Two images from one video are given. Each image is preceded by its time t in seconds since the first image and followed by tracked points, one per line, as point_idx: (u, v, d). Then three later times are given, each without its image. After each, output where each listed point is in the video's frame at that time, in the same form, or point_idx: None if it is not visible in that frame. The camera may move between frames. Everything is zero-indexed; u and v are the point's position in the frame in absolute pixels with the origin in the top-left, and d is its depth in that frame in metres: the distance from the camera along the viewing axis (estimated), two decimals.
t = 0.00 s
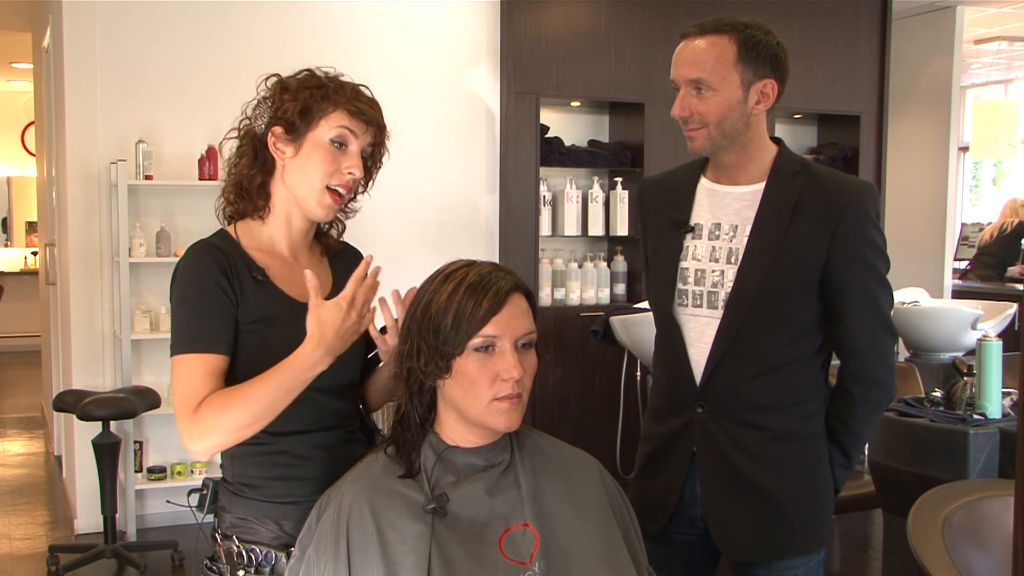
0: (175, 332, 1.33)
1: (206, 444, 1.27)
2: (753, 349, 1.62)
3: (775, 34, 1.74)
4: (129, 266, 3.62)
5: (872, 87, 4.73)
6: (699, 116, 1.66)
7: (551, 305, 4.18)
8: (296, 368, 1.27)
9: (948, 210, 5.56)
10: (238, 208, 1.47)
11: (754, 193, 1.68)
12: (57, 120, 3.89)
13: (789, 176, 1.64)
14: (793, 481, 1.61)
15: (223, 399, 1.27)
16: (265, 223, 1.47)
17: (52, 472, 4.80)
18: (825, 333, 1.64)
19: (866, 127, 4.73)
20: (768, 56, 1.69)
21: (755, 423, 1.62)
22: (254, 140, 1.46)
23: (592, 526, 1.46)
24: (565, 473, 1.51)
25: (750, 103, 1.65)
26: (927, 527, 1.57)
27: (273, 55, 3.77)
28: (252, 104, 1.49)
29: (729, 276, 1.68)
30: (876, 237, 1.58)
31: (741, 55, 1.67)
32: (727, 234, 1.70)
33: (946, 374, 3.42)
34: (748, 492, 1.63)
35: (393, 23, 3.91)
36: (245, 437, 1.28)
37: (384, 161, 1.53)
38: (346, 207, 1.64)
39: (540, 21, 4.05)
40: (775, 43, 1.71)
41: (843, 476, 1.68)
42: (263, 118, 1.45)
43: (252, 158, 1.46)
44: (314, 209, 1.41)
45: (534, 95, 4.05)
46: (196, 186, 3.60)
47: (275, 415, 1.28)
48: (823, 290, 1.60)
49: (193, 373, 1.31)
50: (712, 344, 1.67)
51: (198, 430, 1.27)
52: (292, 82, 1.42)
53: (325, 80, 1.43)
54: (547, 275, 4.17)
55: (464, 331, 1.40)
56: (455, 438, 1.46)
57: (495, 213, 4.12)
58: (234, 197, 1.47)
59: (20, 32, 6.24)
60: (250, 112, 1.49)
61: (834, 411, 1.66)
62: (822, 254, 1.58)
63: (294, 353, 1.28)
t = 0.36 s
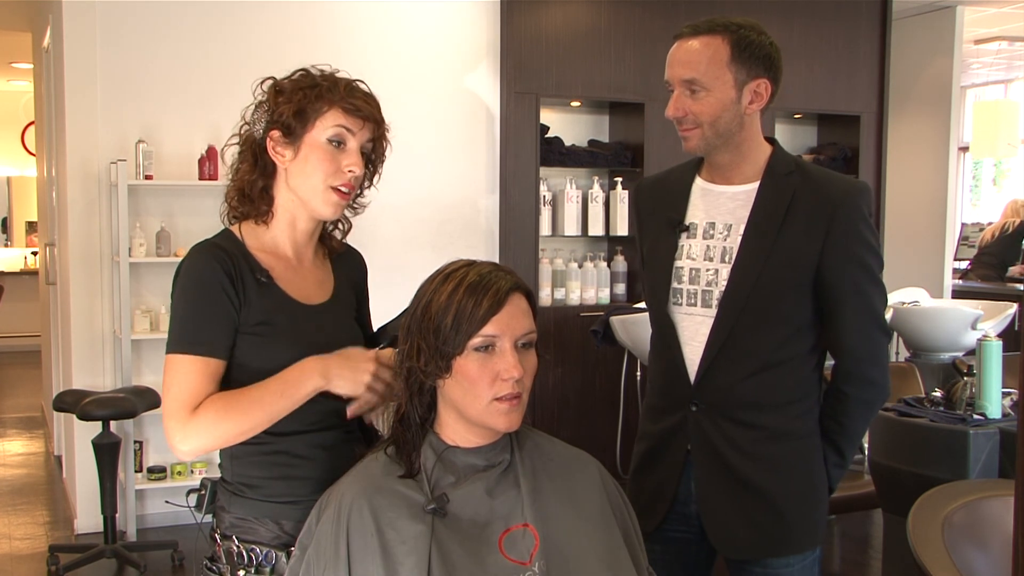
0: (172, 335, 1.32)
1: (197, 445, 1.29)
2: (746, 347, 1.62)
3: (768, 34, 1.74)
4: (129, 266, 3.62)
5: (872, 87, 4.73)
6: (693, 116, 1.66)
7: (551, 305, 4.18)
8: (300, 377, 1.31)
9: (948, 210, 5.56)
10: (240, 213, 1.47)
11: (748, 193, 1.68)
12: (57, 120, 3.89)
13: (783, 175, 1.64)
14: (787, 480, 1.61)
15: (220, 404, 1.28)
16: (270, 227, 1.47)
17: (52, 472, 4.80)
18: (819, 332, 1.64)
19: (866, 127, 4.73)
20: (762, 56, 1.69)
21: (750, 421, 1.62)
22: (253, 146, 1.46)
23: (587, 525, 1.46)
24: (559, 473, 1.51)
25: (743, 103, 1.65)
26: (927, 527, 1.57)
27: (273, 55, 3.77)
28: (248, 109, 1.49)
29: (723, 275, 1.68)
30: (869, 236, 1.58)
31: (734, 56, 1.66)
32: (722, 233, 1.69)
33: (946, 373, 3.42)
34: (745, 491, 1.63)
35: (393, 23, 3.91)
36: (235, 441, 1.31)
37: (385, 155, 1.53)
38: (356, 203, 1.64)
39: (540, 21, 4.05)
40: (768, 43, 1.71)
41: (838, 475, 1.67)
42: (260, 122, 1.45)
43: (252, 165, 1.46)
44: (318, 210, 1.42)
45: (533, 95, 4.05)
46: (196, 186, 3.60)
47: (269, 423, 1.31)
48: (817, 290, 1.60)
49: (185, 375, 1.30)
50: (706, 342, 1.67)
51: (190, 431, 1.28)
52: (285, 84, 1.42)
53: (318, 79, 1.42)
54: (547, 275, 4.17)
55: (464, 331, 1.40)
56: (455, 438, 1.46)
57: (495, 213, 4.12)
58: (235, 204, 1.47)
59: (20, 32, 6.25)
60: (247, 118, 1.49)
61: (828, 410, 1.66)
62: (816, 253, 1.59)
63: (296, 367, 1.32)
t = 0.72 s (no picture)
0: (163, 334, 1.33)
1: (173, 443, 1.32)
2: (742, 346, 1.62)
3: (762, 34, 1.74)
4: (129, 266, 3.62)
5: (872, 87, 4.73)
6: (688, 117, 1.66)
7: (551, 305, 4.18)
8: (280, 398, 1.32)
9: (948, 210, 5.56)
10: (244, 214, 1.48)
11: (744, 192, 1.68)
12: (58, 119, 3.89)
13: (779, 174, 1.64)
14: (784, 480, 1.61)
15: (201, 410, 1.31)
16: (273, 229, 1.48)
17: (52, 472, 4.80)
18: (815, 332, 1.64)
19: (866, 127, 4.73)
20: (756, 56, 1.69)
21: (746, 421, 1.62)
22: (260, 146, 1.47)
23: (584, 524, 1.46)
24: (556, 473, 1.51)
25: (738, 103, 1.65)
26: (927, 527, 1.57)
27: (272, 55, 3.77)
28: (258, 109, 1.49)
29: (719, 274, 1.67)
30: (865, 236, 1.58)
31: (728, 56, 1.66)
32: (717, 232, 1.69)
33: (947, 374, 3.36)
34: (742, 492, 1.63)
35: (393, 23, 3.91)
36: (210, 445, 1.33)
37: (394, 158, 1.52)
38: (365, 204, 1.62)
39: (540, 21, 4.05)
40: (762, 43, 1.71)
41: (835, 475, 1.67)
42: (267, 123, 1.45)
43: (257, 165, 1.47)
44: (321, 213, 1.42)
45: (533, 95, 4.05)
46: (196, 186, 3.60)
47: (248, 433, 1.33)
48: (814, 289, 1.60)
49: (173, 376, 1.32)
50: (703, 342, 1.67)
51: (168, 430, 1.31)
52: (293, 85, 1.41)
53: (326, 82, 1.42)
54: (547, 275, 4.17)
55: (464, 331, 1.39)
56: (455, 438, 1.46)
57: (495, 213, 4.12)
58: (240, 204, 1.48)
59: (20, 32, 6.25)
60: (257, 117, 1.49)
61: (825, 410, 1.66)
62: (812, 252, 1.59)
63: (283, 384, 1.33)
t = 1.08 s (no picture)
0: (166, 334, 1.33)
1: (178, 444, 1.32)
2: (741, 346, 1.62)
3: (761, 34, 1.73)
4: (130, 266, 3.62)
5: (872, 87, 4.73)
6: (687, 117, 1.66)
7: (551, 305, 4.18)
8: (282, 396, 1.32)
9: (949, 210, 5.56)
10: (247, 214, 1.48)
11: (742, 192, 1.68)
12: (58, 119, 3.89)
13: (778, 174, 1.64)
14: (784, 480, 1.61)
15: (205, 409, 1.31)
16: (275, 230, 1.48)
17: (53, 472, 4.80)
18: (815, 331, 1.64)
19: (866, 127, 4.73)
20: (754, 56, 1.69)
21: (746, 421, 1.62)
22: (263, 146, 1.46)
23: (584, 524, 1.46)
24: (556, 473, 1.51)
25: (736, 103, 1.65)
26: (927, 527, 1.57)
27: (272, 55, 3.77)
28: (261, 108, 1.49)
29: (718, 274, 1.67)
30: (864, 235, 1.58)
31: (726, 56, 1.66)
32: (716, 232, 1.69)
33: (947, 373, 3.36)
34: (742, 491, 1.63)
35: (393, 23, 3.91)
36: (216, 445, 1.33)
37: (398, 159, 1.51)
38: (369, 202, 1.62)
39: (540, 21, 4.05)
40: (760, 43, 1.71)
41: (835, 475, 1.67)
42: (270, 123, 1.45)
43: (259, 166, 1.47)
44: (322, 217, 1.42)
45: (533, 95, 4.05)
46: (195, 186, 3.60)
47: (253, 432, 1.33)
48: (813, 289, 1.60)
49: (176, 377, 1.32)
50: (702, 341, 1.67)
51: (173, 430, 1.31)
52: (296, 87, 1.41)
53: (328, 84, 1.41)
54: (547, 275, 4.17)
55: (464, 331, 1.40)
56: (455, 438, 1.46)
57: (495, 213, 4.12)
58: (243, 204, 1.48)
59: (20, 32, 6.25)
60: (260, 116, 1.49)
61: (825, 409, 1.66)
62: (811, 251, 1.59)
63: (286, 381, 1.33)
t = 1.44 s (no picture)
0: (170, 335, 1.33)
1: (184, 445, 1.31)
2: (742, 346, 1.62)
3: (762, 33, 1.73)
4: (130, 266, 3.62)
5: (872, 87, 4.73)
6: (687, 118, 1.66)
7: (551, 305, 4.18)
8: (287, 393, 1.31)
9: (949, 210, 5.56)
10: (246, 215, 1.48)
11: (742, 192, 1.68)
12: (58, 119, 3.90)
13: (778, 174, 1.64)
14: (783, 480, 1.61)
15: (211, 408, 1.31)
16: (276, 230, 1.48)
17: (52, 472, 4.80)
18: (815, 331, 1.64)
19: (866, 127, 4.73)
20: (754, 56, 1.69)
21: (745, 421, 1.62)
22: (256, 147, 1.46)
23: (584, 524, 1.46)
24: (556, 473, 1.51)
25: (737, 103, 1.65)
26: (927, 527, 1.57)
27: (272, 55, 3.77)
28: (252, 107, 1.48)
29: (719, 273, 1.67)
30: (865, 235, 1.58)
31: (727, 56, 1.66)
32: (716, 231, 1.69)
33: (947, 373, 3.36)
34: (742, 491, 1.63)
35: (393, 22, 3.91)
36: (222, 445, 1.33)
37: (393, 153, 1.51)
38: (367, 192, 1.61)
39: (540, 21, 4.05)
40: (761, 43, 1.71)
41: (835, 475, 1.67)
42: (262, 123, 1.44)
43: (254, 166, 1.46)
44: (320, 216, 1.42)
45: (534, 95, 4.05)
46: (196, 186, 3.60)
47: (259, 431, 1.33)
48: (813, 289, 1.60)
49: (180, 376, 1.32)
50: (703, 341, 1.67)
51: (178, 430, 1.30)
52: (285, 87, 1.40)
53: (317, 81, 1.40)
54: (547, 275, 4.17)
55: (464, 331, 1.39)
56: (455, 438, 1.46)
57: (495, 213, 4.12)
58: (242, 205, 1.48)
59: (19, 32, 6.25)
60: (252, 116, 1.48)
61: (825, 409, 1.66)
62: (811, 252, 1.59)
63: (290, 377, 1.33)
